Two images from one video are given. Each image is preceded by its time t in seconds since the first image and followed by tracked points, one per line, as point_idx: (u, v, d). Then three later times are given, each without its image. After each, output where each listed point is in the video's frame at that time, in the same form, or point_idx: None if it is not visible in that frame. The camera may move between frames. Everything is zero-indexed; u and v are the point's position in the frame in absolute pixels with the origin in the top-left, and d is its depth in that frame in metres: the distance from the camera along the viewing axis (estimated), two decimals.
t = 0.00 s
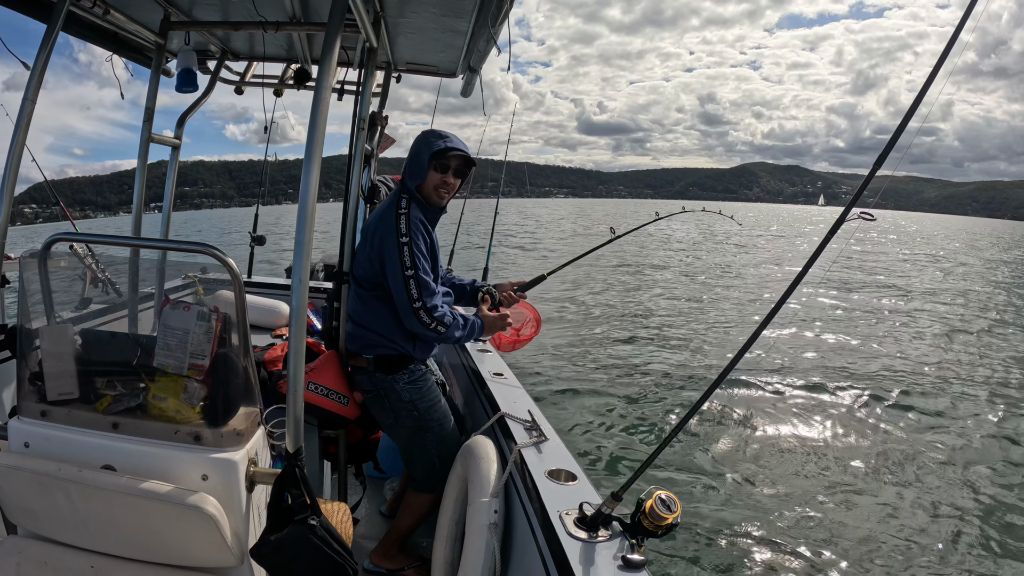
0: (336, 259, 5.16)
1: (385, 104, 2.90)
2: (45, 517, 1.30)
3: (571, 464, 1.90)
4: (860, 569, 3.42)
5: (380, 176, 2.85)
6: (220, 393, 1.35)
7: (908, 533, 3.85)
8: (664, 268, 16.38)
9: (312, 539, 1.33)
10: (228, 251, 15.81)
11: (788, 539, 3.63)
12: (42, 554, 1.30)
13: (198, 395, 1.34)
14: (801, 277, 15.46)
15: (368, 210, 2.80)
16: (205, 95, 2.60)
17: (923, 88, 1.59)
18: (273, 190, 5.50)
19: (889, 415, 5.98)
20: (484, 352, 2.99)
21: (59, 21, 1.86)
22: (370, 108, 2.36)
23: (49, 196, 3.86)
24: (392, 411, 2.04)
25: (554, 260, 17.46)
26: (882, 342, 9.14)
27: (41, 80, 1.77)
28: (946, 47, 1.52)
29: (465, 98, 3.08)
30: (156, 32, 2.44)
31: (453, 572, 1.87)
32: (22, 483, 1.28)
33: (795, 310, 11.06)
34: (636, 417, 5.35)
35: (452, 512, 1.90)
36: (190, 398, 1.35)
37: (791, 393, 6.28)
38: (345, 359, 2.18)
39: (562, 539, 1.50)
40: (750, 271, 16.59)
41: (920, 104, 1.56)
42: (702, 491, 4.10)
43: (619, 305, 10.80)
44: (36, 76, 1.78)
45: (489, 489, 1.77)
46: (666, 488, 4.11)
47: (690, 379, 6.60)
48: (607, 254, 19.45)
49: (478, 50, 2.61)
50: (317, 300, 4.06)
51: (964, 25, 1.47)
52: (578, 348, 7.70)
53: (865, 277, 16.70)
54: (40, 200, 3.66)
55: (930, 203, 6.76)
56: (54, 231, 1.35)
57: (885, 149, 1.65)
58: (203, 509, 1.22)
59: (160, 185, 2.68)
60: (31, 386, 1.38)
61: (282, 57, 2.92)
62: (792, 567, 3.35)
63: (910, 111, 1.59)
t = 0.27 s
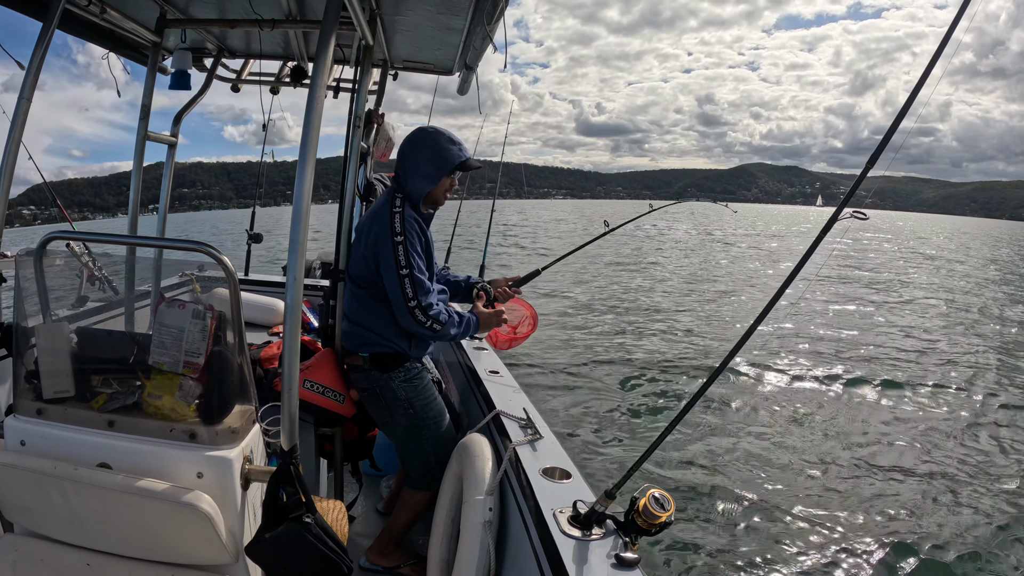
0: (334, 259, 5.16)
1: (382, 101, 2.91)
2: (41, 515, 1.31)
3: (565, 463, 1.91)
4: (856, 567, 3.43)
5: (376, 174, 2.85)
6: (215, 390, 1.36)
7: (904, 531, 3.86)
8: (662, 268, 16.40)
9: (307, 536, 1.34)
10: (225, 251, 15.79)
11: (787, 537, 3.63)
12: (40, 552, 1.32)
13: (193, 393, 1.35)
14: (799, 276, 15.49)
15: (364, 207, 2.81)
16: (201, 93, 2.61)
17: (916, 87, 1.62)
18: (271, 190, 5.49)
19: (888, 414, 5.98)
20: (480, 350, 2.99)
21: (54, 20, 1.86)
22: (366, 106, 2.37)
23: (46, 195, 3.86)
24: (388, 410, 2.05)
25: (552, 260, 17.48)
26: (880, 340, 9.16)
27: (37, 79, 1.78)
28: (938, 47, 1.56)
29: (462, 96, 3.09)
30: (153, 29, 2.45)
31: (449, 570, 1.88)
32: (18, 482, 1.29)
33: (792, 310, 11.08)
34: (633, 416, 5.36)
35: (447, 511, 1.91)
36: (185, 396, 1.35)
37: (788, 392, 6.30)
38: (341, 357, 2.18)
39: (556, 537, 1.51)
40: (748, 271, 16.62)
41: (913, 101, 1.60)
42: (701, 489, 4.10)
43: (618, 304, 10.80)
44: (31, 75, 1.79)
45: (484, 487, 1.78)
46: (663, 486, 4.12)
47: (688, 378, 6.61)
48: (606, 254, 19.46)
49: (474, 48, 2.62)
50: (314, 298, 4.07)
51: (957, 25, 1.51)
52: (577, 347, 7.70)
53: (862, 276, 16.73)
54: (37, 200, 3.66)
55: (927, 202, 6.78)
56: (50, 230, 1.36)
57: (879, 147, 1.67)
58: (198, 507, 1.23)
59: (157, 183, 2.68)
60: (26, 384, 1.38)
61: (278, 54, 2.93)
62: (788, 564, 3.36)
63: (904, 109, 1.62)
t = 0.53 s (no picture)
0: (332, 259, 5.16)
1: (380, 100, 2.92)
2: (40, 513, 1.31)
3: (563, 462, 1.91)
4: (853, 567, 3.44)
5: (374, 172, 2.86)
6: (213, 390, 1.36)
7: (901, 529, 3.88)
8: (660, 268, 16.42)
9: (305, 535, 1.34)
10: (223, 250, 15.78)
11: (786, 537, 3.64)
12: (38, 551, 1.32)
13: (191, 392, 1.35)
14: (797, 276, 15.51)
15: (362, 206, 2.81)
16: (200, 91, 2.61)
17: (913, 88, 1.63)
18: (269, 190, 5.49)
19: (886, 414, 5.99)
20: (478, 349, 3.00)
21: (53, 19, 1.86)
22: (364, 105, 2.38)
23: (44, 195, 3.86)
24: (387, 409, 2.05)
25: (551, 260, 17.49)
26: (877, 340, 9.19)
27: (35, 78, 1.78)
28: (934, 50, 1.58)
29: (460, 95, 3.10)
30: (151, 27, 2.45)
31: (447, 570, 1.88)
32: (17, 480, 1.29)
33: (790, 310, 11.10)
34: (631, 415, 5.37)
35: (445, 510, 1.91)
36: (183, 395, 1.35)
37: (786, 391, 6.31)
38: (339, 357, 2.19)
39: (554, 536, 1.51)
40: (746, 271, 16.65)
41: (911, 100, 1.61)
42: (699, 489, 4.11)
43: (616, 304, 10.81)
44: (30, 75, 1.79)
45: (482, 486, 1.78)
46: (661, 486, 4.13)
47: (686, 378, 6.62)
48: (604, 254, 19.48)
49: (473, 47, 2.63)
50: (312, 297, 4.07)
51: (955, 25, 1.54)
52: (575, 347, 7.71)
53: (860, 276, 16.76)
54: (35, 199, 3.66)
55: (925, 201, 6.80)
56: (48, 228, 1.36)
57: (876, 148, 1.68)
58: (197, 506, 1.23)
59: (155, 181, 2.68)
60: (25, 383, 1.38)
61: (277, 53, 2.93)
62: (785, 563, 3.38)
63: (901, 109, 1.63)
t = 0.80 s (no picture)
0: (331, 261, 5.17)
1: (378, 103, 2.92)
2: (36, 516, 1.31)
3: (559, 465, 1.92)
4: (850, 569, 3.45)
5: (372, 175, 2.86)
6: (211, 393, 1.36)
7: (898, 531, 3.89)
8: (659, 270, 16.43)
9: (301, 538, 1.35)
10: (221, 251, 15.77)
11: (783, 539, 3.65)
12: (35, 552, 1.32)
13: (188, 395, 1.36)
14: (795, 278, 15.54)
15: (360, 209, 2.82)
16: (198, 94, 2.61)
17: (908, 91, 1.64)
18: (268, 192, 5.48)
19: (885, 415, 6.00)
20: (476, 352, 3.00)
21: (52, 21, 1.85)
22: (362, 109, 2.40)
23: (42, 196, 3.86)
24: (384, 412, 2.05)
25: (550, 262, 17.51)
26: (875, 342, 9.20)
27: (34, 80, 1.79)
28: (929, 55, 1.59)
29: (459, 98, 3.11)
30: (149, 30, 2.46)
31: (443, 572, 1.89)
32: (14, 482, 1.29)
33: (788, 312, 11.13)
34: (629, 417, 5.38)
35: (441, 513, 1.91)
36: (180, 398, 1.36)
37: (783, 393, 6.32)
38: (336, 359, 2.19)
39: (550, 540, 1.52)
40: (744, 273, 16.67)
41: (908, 102, 1.62)
42: (698, 491, 4.12)
43: (615, 306, 10.82)
44: (28, 76, 1.79)
45: (478, 489, 1.78)
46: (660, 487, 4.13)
47: (683, 379, 6.63)
48: (603, 256, 19.50)
49: (470, 50, 2.64)
50: (310, 300, 4.07)
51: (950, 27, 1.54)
52: (574, 349, 7.71)
53: (858, 278, 16.79)
54: (34, 200, 3.67)
55: (924, 203, 6.80)
56: (46, 231, 1.36)
57: (872, 149, 1.69)
58: (194, 508, 1.24)
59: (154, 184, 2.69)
60: (23, 385, 1.39)
61: (275, 56, 2.93)
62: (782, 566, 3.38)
63: (897, 111, 1.63)
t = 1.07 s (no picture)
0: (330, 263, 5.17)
1: (377, 107, 2.92)
2: (36, 520, 1.32)
3: (558, 469, 1.92)
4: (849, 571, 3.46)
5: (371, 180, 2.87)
6: (210, 397, 1.36)
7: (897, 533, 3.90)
8: (658, 271, 16.43)
9: (300, 542, 1.35)
10: (220, 253, 15.74)
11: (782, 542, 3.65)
12: (35, 557, 1.32)
13: (187, 399, 1.36)
14: (794, 279, 15.54)
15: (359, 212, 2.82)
16: (197, 98, 2.61)
17: (905, 91, 1.62)
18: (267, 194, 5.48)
19: (884, 417, 6.00)
20: (475, 355, 3.00)
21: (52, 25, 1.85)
22: (360, 114, 2.42)
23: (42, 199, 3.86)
24: (383, 416, 2.06)
25: (549, 263, 17.50)
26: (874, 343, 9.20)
27: (34, 84, 1.79)
28: (926, 54, 1.58)
29: (457, 102, 3.11)
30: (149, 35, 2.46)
31: None
32: (13, 485, 1.30)
33: (787, 313, 11.13)
34: (629, 419, 5.38)
35: (441, 517, 1.92)
36: (180, 402, 1.36)
37: (783, 395, 6.33)
38: (335, 363, 2.19)
39: (548, 544, 1.52)
40: (743, 274, 16.67)
41: (904, 104, 1.59)
42: (698, 494, 4.12)
43: (615, 308, 10.82)
44: (28, 81, 1.79)
45: (477, 492, 1.79)
46: (659, 490, 4.13)
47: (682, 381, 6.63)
48: (602, 257, 19.50)
49: (468, 54, 2.64)
50: (309, 303, 4.07)
51: (948, 26, 1.52)
52: (573, 351, 7.71)
53: (857, 278, 16.79)
54: (34, 203, 3.67)
55: (922, 204, 6.80)
56: (46, 236, 1.37)
57: (869, 150, 1.66)
58: (193, 512, 1.24)
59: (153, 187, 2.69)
60: (23, 389, 1.39)
61: (274, 60, 2.94)
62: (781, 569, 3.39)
63: (894, 112, 1.61)
